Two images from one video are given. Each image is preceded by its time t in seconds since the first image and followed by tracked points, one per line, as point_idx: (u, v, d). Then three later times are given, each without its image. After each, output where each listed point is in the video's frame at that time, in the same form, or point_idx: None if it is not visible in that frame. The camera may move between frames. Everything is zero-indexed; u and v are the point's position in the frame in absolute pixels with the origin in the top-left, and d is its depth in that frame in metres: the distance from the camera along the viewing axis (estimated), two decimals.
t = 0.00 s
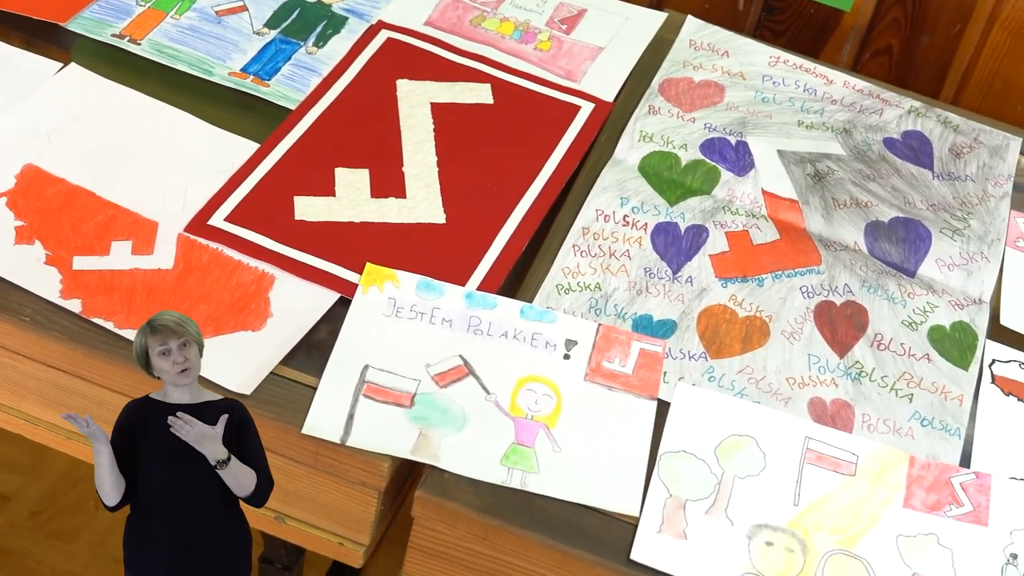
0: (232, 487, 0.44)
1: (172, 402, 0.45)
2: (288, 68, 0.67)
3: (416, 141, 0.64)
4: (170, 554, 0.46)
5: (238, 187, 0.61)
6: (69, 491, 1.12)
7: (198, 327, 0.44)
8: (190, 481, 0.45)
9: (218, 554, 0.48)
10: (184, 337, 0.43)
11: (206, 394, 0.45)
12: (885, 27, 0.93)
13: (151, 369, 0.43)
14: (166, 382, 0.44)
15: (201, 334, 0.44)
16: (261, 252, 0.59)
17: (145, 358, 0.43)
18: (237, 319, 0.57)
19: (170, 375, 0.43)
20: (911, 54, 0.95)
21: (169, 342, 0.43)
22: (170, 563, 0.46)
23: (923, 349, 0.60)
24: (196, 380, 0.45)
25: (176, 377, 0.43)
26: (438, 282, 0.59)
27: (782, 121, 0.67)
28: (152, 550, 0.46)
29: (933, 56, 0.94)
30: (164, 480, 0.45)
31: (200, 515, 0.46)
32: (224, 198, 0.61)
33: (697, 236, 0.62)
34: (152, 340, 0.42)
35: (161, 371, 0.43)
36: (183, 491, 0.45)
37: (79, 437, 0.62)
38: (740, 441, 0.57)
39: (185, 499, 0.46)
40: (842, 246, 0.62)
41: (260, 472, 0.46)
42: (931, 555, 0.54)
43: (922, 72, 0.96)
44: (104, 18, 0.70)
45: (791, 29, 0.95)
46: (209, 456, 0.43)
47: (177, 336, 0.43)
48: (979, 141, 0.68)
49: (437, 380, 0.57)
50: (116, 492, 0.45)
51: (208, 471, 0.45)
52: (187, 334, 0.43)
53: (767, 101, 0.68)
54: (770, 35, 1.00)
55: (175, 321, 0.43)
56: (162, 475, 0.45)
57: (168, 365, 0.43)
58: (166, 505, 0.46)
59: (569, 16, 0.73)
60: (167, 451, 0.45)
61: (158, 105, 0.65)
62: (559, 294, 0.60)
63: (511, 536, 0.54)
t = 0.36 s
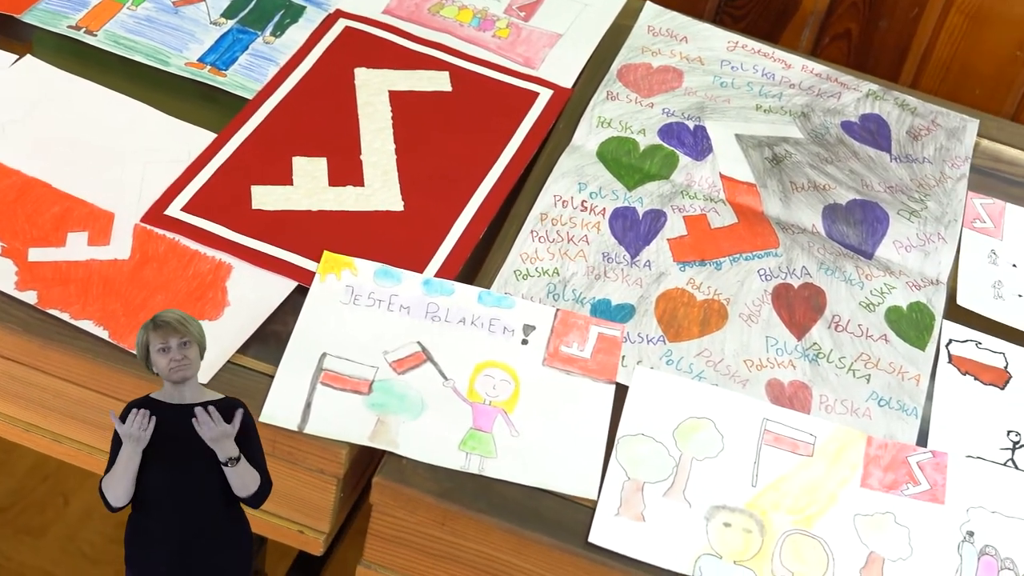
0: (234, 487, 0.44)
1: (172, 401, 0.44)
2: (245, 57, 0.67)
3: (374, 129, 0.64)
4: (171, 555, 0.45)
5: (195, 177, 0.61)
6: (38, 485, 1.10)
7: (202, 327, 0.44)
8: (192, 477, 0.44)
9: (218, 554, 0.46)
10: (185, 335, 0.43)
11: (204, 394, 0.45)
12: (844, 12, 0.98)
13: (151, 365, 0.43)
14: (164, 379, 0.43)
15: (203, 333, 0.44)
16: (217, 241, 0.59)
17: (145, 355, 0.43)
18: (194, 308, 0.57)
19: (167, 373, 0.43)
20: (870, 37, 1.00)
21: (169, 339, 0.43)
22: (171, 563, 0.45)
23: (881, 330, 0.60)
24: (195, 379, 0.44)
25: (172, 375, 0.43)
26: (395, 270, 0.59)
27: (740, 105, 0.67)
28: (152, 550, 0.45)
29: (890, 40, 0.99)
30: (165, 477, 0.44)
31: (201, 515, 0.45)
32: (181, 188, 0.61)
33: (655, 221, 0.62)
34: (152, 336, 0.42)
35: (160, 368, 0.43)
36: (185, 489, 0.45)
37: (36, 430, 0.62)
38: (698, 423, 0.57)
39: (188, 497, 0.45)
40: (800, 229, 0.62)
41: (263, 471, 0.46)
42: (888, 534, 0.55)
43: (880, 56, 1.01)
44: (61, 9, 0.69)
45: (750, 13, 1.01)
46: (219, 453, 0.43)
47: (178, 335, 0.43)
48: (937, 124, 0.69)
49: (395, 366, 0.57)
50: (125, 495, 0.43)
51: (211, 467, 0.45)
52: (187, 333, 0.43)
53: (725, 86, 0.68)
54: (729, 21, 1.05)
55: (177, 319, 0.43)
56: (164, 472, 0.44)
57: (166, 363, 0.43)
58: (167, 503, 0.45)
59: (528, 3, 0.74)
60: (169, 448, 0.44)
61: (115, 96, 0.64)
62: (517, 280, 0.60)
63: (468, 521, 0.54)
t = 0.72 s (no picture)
0: (237, 478, 0.46)
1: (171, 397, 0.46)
2: (204, 48, 0.67)
3: (334, 118, 0.64)
4: (171, 554, 0.46)
5: (155, 167, 0.61)
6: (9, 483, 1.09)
7: (213, 332, 0.46)
8: (192, 475, 0.45)
9: (219, 554, 0.47)
10: (197, 335, 0.45)
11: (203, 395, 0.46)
12: None
13: (157, 357, 0.45)
14: (167, 372, 0.45)
15: (214, 339, 0.46)
16: (177, 231, 0.59)
17: (156, 346, 0.45)
18: (154, 298, 0.56)
19: (172, 367, 0.44)
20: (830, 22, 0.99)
21: (182, 336, 0.44)
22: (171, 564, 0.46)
23: (840, 311, 0.60)
24: (197, 381, 0.46)
25: (175, 370, 0.44)
26: (355, 257, 0.60)
27: (700, 90, 0.68)
28: (153, 549, 0.46)
29: (851, 24, 0.99)
30: (167, 476, 0.45)
31: (202, 513, 0.46)
32: (140, 178, 0.61)
33: (615, 206, 0.62)
34: (167, 329, 0.44)
35: (165, 360, 0.44)
36: (186, 488, 0.46)
37: None
38: (658, 405, 0.58)
39: (190, 495, 0.46)
40: (759, 212, 0.63)
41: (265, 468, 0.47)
42: (847, 512, 0.56)
43: (840, 41, 1.01)
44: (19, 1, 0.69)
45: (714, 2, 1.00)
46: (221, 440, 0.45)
47: (191, 334, 0.44)
48: (895, 106, 0.69)
49: (355, 353, 0.57)
50: (122, 489, 0.44)
51: (212, 464, 0.46)
52: (200, 334, 0.45)
53: (685, 71, 0.69)
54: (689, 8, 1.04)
55: (193, 317, 0.44)
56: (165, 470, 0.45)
57: (175, 357, 0.44)
58: (168, 503, 0.45)
59: None
60: (171, 447, 0.45)
61: (74, 87, 0.64)
62: (477, 266, 0.60)
63: (429, 505, 0.54)
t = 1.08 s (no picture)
0: (240, 470, 0.46)
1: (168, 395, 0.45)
2: (161, 36, 0.67)
3: (291, 105, 0.64)
4: (172, 553, 0.46)
5: (111, 156, 0.61)
6: None
7: (216, 334, 0.46)
8: (194, 475, 0.45)
9: (220, 553, 0.47)
10: (200, 337, 0.44)
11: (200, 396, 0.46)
12: None
13: (157, 355, 0.45)
14: (166, 371, 0.45)
15: (215, 342, 0.46)
16: (134, 219, 0.59)
17: (158, 345, 0.44)
18: (110, 287, 0.56)
19: (172, 366, 0.44)
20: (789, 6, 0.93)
21: (186, 337, 0.44)
22: (172, 563, 0.46)
23: (797, 291, 0.61)
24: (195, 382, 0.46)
25: (175, 370, 0.44)
26: (313, 243, 0.60)
27: (659, 74, 0.68)
28: (153, 549, 0.46)
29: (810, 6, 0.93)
30: (169, 476, 0.45)
31: (204, 512, 0.46)
32: (96, 167, 0.60)
33: (573, 189, 0.62)
34: (171, 328, 0.44)
35: (166, 359, 0.44)
36: (189, 487, 0.46)
37: None
38: (616, 386, 0.58)
39: (191, 494, 0.46)
40: (717, 194, 0.63)
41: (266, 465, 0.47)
42: (804, 489, 0.56)
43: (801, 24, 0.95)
44: None
45: None
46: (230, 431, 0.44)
47: (194, 335, 0.44)
48: (854, 88, 0.70)
49: (313, 338, 0.57)
50: (121, 490, 0.44)
51: (213, 464, 0.46)
52: (203, 335, 0.45)
53: (644, 55, 0.69)
54: None
55: (197, 318, 0.44)
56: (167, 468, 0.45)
57: (176, 356, 0.44)
58: (169, 503, 0.45)
59: None
60: (173, 447, 0.45)
61: (30, 77, 0.64)
62: (435, 250, 0.60)
63: (386, 489, 0.54)
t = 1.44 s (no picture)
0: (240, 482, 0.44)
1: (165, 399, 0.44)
2: (112, 27, 0.67)
3: (242, 94, 0.64)
4: (172, 555, 0.42)
5: (60, 146, 0.61)
6: None
7: (213, 337, 0.45)
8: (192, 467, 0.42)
9: (221, 556, 0.43)
10: (197, 339, 0.44)
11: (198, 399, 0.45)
12: None
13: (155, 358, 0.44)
14: (163, 376, 0.44)
15: (213, 345, 0.45)
16: (82, 209, 0.59)
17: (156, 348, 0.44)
18: (58, 277, 0.56)
19: (169, 370, 0.43)
20: None
21: (183, 339, 0.44)
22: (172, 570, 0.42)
23: (748, 274, 0.61)
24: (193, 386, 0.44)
25: (172, 373, 0.43)
26: (263, 231, 0.60)
27: (611, 59, 0.68)
28: (150, 553, 0.42)
29: None
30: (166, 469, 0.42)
31: (205, 510, 0.43)
32: (45, 158, 0.60)
33: (524, 174, 0.62)
34: (168, 330, 0.44)
35: (163, 362, 0.43)
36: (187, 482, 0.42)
37: None
38: (566, 370, 0.58)
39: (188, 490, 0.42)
40: (669, 177, 0.63)
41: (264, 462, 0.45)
42: (753, 471, 0.56)
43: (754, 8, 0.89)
44: None
45: None
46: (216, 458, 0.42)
47: (191, 337, 0.44)
48: (807, 72, 0.70)
49: (262, 326, 0.57)
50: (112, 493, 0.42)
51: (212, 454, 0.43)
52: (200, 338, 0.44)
53: (596, 41, 0.69)
54: None
55: (195, 319, 0.44)
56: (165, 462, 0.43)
57: (174, 360, 0.43)
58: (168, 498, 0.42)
59: None
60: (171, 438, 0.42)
61: None
62: (386, 237, 0.60)
63: (336, 475, 0.54)
